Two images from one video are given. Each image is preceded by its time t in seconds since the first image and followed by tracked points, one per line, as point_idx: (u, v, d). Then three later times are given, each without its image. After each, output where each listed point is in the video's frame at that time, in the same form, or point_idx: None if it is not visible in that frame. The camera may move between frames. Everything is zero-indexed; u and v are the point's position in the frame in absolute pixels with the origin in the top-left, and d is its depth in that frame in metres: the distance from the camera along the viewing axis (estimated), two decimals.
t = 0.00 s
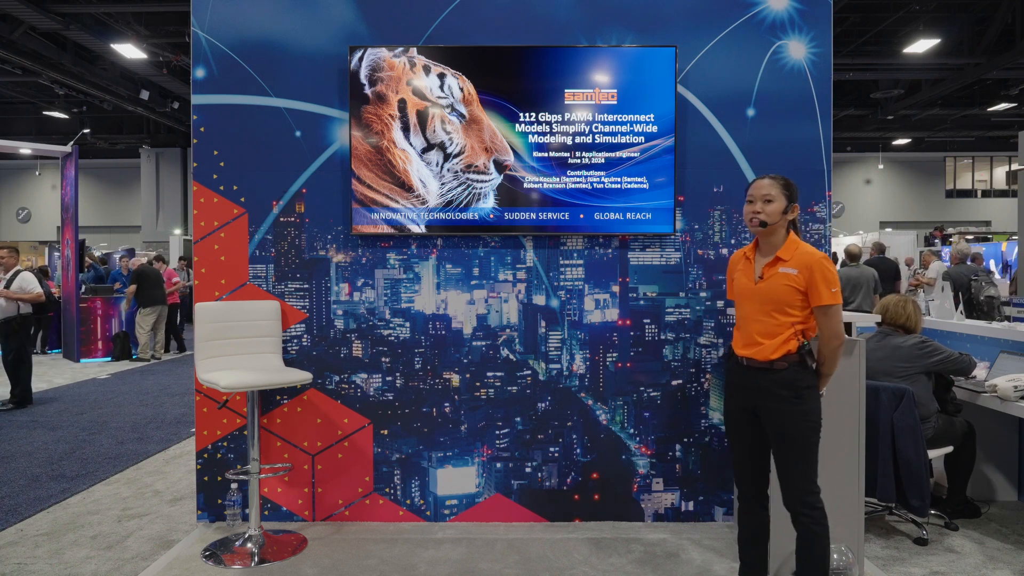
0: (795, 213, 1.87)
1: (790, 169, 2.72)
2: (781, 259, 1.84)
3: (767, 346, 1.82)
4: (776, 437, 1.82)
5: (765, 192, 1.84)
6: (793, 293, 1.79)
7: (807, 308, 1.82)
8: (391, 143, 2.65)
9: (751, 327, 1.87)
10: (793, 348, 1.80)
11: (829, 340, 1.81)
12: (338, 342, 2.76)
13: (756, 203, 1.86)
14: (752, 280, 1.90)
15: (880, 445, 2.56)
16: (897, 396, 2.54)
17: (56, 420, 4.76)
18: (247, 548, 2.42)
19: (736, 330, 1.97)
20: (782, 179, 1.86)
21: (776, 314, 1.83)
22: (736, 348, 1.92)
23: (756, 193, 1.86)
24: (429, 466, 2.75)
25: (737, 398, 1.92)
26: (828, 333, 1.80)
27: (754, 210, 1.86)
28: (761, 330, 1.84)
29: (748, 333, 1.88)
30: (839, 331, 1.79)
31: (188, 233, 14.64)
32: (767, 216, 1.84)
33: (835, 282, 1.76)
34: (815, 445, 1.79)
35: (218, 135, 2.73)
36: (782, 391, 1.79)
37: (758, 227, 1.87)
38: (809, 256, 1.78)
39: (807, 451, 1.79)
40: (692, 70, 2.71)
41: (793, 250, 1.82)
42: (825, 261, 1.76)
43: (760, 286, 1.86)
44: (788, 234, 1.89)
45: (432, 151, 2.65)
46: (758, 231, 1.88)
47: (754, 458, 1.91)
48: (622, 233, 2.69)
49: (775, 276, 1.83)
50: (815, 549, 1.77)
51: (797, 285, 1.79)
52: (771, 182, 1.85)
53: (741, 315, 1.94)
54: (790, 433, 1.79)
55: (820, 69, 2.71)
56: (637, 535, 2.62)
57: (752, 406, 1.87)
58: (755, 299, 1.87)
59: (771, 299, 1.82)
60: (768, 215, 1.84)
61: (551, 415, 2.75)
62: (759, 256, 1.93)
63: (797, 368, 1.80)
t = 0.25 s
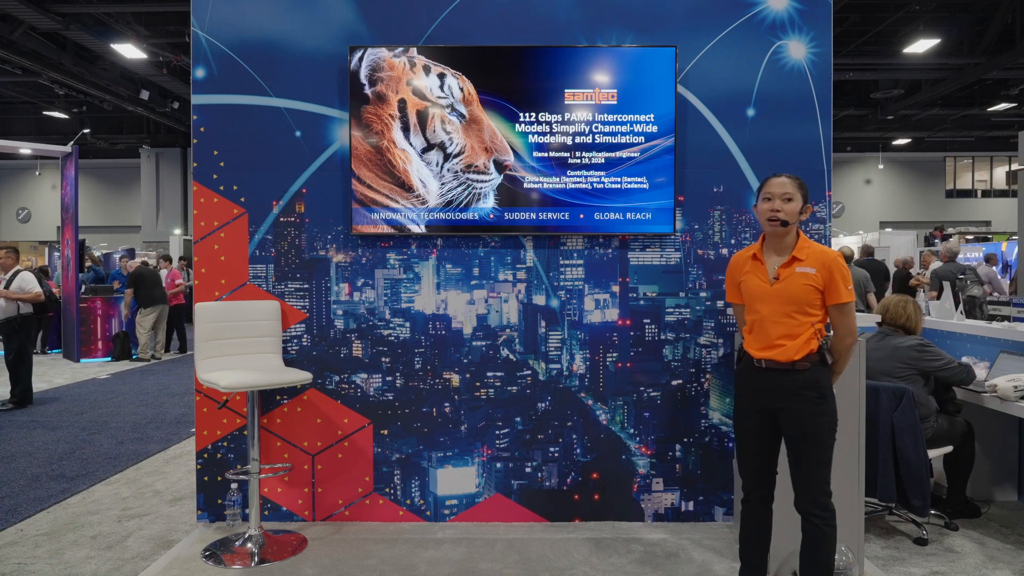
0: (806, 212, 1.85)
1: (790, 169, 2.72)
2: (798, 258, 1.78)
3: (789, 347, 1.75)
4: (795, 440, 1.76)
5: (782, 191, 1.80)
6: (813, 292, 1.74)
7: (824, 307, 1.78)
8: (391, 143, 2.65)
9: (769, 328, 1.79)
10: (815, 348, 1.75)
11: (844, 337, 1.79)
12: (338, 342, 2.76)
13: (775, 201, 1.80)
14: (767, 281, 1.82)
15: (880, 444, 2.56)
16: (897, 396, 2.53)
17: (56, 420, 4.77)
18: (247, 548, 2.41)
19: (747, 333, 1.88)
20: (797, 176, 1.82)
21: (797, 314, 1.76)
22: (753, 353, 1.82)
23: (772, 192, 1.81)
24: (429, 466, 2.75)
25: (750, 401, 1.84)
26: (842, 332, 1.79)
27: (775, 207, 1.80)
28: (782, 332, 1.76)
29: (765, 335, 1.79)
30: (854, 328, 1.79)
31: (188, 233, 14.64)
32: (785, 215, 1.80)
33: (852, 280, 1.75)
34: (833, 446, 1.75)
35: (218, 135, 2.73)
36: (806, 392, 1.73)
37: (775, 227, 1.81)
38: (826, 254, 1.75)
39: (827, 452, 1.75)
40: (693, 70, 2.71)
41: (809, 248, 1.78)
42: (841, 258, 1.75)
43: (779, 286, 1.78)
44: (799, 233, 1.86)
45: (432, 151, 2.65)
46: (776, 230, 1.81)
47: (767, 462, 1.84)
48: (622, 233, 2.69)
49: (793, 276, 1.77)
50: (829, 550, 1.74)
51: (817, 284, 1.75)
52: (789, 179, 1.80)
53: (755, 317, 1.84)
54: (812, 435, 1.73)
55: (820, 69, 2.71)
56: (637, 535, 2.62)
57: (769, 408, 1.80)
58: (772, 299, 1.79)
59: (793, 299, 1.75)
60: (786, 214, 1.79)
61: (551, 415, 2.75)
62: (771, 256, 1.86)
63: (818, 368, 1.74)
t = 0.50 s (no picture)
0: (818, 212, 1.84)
1: (790, 169, 2.72)
2: (812, 258, 1.76)
3: (804, 348, 1.72)
4: (808, 441, 1.73)
5: (796, 191, 1.78)
6: (828, 292, 1.73)
7: (836, 307, 1.77)
8: (391, 143, 2.65)
9: (784, 330, 1.76)
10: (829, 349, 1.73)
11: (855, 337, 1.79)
12: (338, 342, 2.76)
13: (791, 202, 1.78)
14: (781, 282, 1.79)
15: (880, 444, 2.56)
16: (896, 396, 2.54)
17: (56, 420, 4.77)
18: (247, 548, 2.41)
19: (759, 335, 1.84)
20: (810, 177, 1.81)
21: (812, 315, 1.74)
22: (767, 355, 1.78)
23: (787, 192, 1.79)
24: (429, 466, 2.75)
25: (761, 402, 1.81)
26: (853, 332, 1.79)
27: (791, 208, 1.78)
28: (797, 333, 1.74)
29: (779, 336, 1.77)
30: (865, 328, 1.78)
31: (188, 233, 14.64)
32: (800, 215, 1.78)
33: (863, 280, 1.75)
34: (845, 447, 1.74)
35: (218, 135, 2.73)
36: (821, 394, 1.71)
37: (790, 227, 1.79)
38: (838, 254, 1.74)
39: (839, 453, 1.73)
40: (692, 70, 2.71)
41: (823, 249, 1.76)
42: (854, 259, 1.74)
43: (793, 287, 1.76)
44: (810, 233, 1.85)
45: (432, 151, 2.65)
46: (791, 231, 1.79)
47: (777, 465, 1.81)
48: (622, 233, 2.69)
49: (807, 276, 1.75)
50: (837, 552, 1.73)
51: (831, 284, 1.73)
52: (803, 180, 1.79)
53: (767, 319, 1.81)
54: (826, 437, 1.71)
55: (820, 69, 2.71)
56: (637, 535, 2.62)
57: (780, 410, 1.77)
58: (787, 300, 1.76)
59: (808, 299, 1.73)
60: (801, 215, 1.78)
61: (551, 415, 2.75)
62: (783, 257, 1.84)
63: (833, 369, 1.73)
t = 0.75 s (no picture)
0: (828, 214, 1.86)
1: (790, 169, 2.72)
2: (822, 261, 1.76)
3: (813, 350, 1.72)
4: (814, 442, 1.73)
5: (809, 193, 1.77)
6: (837, 295, 1.72)
7: (845, 310, 1.77)
8: (392, 143, 2.65)
9: (792, 331, 1.75)
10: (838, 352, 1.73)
11: (865, 339, 1.81)
12: (338, 342, 2.76)
13: (802, 204, 1.78)
14: (790, 285, 1.78)
15: (880, 445, 2.57)
16: (896, 396, 2.54)
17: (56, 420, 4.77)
18: (247, 548, 2.41)
19: (767, 338, 1.83)
20: (821, 179, 1.80)
21: (821, 318, 1.73)
22: (775, 357, 1.78)
23: (798, 194, 1.78)
24: (429, 466, 2.75)
25: (768, 403, 1.80)
26: (862, 335, 1.80)
27: (803, 210, 1.77)
28: (806, 336, 1.73)
29: (787, 338, 1.76)
30: (873, 331, 1.79)
31: (188, 233, 14.64)
32: (813, 217, 1.78)
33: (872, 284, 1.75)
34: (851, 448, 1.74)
35: (218, 135, 2.73)
36: (830, 395, 1.71)
37: (801, 230, 1.78)
38: (848, 258, 1.74)
39: (846, 454, 1.73)
40: (692, 70, 2.70)
41: (833, 251, 1.76)
42: (863, 262, 1.74)
43: (802, 290, 1.75)
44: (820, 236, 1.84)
45: (432, 151, 2.65)
46: (802, 232, 1.78)
47: (778, 465, 1.81)
48: (622, 233, 2.69)
49: (817, 279, 1.74)
50: (840, 552, 1.73)
51: (841, 287, 1.73)
52: (815, 182, 1.78)
53: (776, 322, 1.80)
54: (833, 438, 1.71)
55: (819, 69, 2.71)
56: (637, 535, 2.62)
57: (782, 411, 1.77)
58: (796, 303, 1.75)
59: (818, 302, 1.72)
60: (814, 216, 1.78)
61: (551, 415, 2.75)
62: (792, 260, 1.83)
63: (841, 370, 1.73)
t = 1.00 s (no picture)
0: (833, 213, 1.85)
1: (790, 169, 2.72)
2: (825, 261, 1.75)
3: (813, 350, 1.72)
4: (815, 444, 1.73)
5: (812, 193, 1.77)
6: (839, 296, 1.72)
7: (848, 311, 1.76)
8: (392, 143, 2.65)
9: (794, 330, 1.75)
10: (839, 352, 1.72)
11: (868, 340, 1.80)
12: (338, 342, 2.76)
13: (806, 203, 1.77)
14: (792, 284, 1.79)
15: (880, 445, 2.56)
16: (896, 396, 2.54)
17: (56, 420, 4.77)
18: (247, 548, 2.41)
19: (769, 337, 1.83)
20: (825, 178, 1.80)
21: (823, 318, 1.73)
22: (776, 356, 1.78)
23: (802, 193, 1.78)
24: (429, 466, 2.75)
25: (770, 403, 1.80)
26: (865, 336, 1.79)
27: (806, 210, 1.77)
28: (807, 336, 1.73)
29: (789, 337, 1.76)
30: (876, 332, 1.78)
31: (188, 233, 14.64)
32: (818, 217, 1.77)
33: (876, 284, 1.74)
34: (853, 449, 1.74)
35: (218, 135, 2.73)
36: (830, 395, 1.71)
37: (804, 229, 1.78)
38: (852, 258, 1.73)
39: (847, 454, 1.73)
40: (692, 70, 2.70)
41: (836, 252, 1.75)
42: (867, 263, 1.73)
43: (804, 290, 1.75)
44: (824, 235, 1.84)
45: (433, 151, 2.65)
46: (806, 232, 1.78)
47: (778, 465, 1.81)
48: (622, 233, 2.69)
49: (820, 279, 1.74)
50: (841, 553, 1.73)
51: (843, 288, 1.73)
52: (819, 181, 1.78)
53: (778, 321, 1.80)
54: (834, 439, 1.71)
55: (819, 70, 2.71)
56: (637, 535, 2.62)
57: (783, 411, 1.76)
58: (798, 303, 1.75)
59: (819, 302, 1.72)
60: (819, 216, 1.77)
61: (551, 415, 2.75)
62: (796, 259, 1.83)
63: (842, 370, 1.72)
